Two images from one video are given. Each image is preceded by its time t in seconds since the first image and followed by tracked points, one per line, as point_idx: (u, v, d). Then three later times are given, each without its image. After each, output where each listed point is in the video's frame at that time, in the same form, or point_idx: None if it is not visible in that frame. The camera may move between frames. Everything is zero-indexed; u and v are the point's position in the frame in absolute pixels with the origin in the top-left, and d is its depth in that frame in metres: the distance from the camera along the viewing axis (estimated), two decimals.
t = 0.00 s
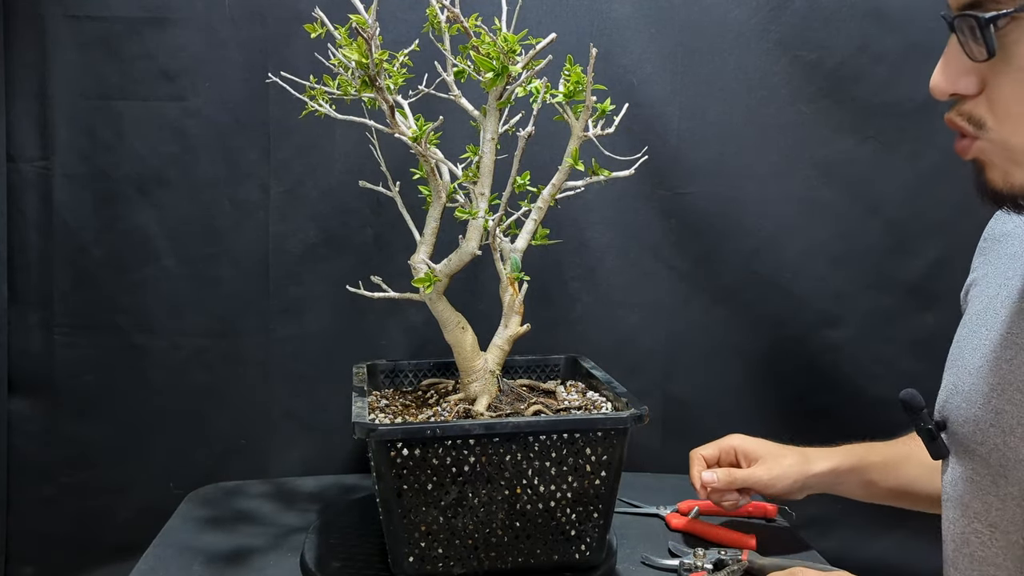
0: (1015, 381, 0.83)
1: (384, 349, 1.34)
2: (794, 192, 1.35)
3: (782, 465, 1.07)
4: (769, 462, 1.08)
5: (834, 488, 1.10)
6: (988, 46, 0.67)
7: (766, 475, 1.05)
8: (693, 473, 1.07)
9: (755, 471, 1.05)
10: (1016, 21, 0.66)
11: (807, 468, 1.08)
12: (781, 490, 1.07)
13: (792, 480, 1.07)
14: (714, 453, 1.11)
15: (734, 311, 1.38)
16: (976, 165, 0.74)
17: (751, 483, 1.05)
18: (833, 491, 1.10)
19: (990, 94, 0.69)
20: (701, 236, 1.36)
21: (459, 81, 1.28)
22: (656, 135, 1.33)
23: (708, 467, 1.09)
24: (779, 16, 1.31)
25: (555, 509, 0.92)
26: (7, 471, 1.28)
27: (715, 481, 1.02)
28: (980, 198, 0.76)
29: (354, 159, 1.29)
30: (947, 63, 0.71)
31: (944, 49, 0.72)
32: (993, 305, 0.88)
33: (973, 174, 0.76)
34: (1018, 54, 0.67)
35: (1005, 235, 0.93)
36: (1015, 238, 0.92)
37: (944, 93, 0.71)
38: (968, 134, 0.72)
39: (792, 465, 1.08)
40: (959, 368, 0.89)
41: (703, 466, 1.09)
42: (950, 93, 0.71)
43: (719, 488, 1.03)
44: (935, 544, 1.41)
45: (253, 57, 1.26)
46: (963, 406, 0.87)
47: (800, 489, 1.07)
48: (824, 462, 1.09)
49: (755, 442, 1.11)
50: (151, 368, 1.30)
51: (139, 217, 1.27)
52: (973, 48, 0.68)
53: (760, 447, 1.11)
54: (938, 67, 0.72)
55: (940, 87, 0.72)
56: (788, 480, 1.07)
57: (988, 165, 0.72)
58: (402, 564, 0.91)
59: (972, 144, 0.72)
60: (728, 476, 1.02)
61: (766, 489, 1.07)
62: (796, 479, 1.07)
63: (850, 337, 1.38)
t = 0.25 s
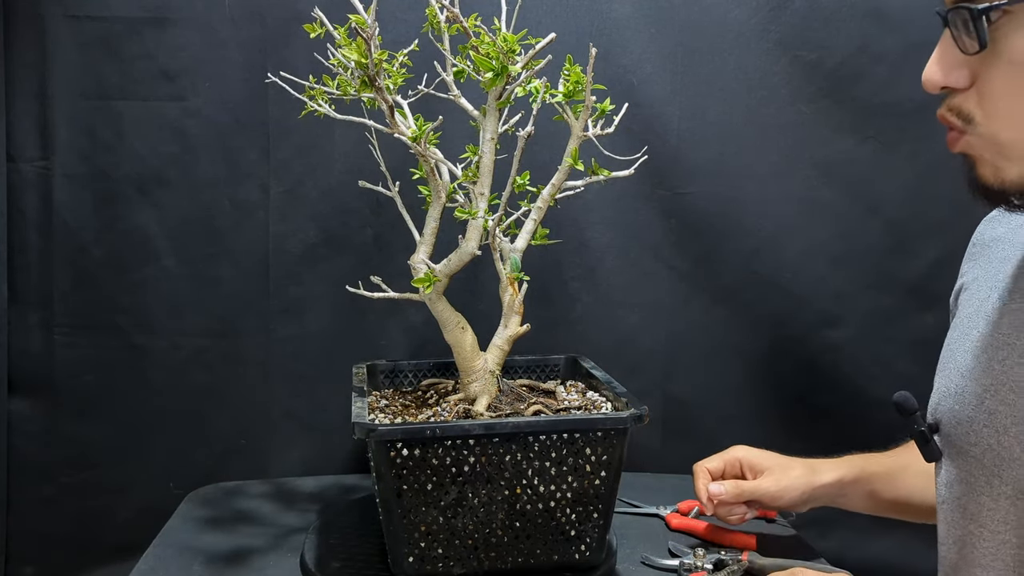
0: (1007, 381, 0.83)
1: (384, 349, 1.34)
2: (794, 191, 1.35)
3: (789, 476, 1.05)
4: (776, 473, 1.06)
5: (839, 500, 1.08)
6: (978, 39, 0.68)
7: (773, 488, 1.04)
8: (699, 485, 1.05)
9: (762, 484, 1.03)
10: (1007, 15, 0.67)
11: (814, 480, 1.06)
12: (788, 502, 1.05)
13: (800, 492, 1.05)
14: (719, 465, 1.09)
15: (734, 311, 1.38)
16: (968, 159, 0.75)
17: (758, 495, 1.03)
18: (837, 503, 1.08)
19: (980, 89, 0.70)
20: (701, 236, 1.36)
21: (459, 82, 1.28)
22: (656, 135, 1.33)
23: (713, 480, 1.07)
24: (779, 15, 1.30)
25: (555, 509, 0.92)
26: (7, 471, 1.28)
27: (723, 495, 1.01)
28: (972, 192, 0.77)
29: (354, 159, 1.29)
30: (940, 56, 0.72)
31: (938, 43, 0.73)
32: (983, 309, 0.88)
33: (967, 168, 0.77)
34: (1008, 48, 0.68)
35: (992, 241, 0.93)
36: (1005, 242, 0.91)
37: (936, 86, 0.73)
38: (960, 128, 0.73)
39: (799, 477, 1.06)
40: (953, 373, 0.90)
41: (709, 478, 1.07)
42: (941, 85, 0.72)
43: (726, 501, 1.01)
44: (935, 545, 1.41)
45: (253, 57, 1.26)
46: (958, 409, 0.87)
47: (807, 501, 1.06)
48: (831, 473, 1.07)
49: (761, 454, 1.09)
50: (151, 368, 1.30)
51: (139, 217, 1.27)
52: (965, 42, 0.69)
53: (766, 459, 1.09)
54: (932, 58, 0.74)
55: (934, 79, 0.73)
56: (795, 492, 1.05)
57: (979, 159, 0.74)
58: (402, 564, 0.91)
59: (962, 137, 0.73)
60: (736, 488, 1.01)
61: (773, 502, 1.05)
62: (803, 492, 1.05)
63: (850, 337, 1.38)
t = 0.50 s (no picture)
0: (973, 373, 0.82)
1: (384, 349, 1.34)
2: (794, 191, 1.35)
3: (790, 467, 1.05)
4: (777, 463, 1.05)
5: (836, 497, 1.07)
6: (942, 45, 0.69)
7: (773, 477, 1.03)
8: (701, 472, 1.04)
9: (764, 471, 1.03)
10: (967, 21, 0.68)
11: (814, 472, 1.05)
12: (786, 493, 1.04)
13: (798, 483, 1.04)
14: (721, 455, 1.08)
15: (734, 311, 1.38)
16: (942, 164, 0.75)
17: (759, 483, 1.03)
18: (833, 500, 1.07)
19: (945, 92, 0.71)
20: (701, 236, 1.36)
21: (459, 82, 1.28)
22: (656, 135, 1.33)
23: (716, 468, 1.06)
24: (779, 16, 1.30)
25: (555, 509, 0.92)
26: (7, 471, 1.28)
27: (726, 479, 1.01)
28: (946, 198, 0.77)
29: (354, 159, 1.30)
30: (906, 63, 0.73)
31: (906, 49, 0.74)
32: (953, 305, 0.88)
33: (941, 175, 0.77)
34: (968, 51, 0.68)
35: (967, 248, 0.94)
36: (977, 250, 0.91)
37: (902, 91, 0.74)
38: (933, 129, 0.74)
39: (799, 468, 1.05)
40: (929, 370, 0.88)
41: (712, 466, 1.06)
42: (907, 90, 0.73)
43: (730, 487, 1.02)
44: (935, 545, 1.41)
45: (253, 58, 1.26)
46: (931, 407, 0.86)
47: (802, 494, 1.05)
48: (829, 467, 1.06)
49: (763, 444, 1.09)
50: (151, 368, 1.30)
51: (139, 217, 1.27)
52: (930, 49, 0.71)
53: (769, 450, 1.09)
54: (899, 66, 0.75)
55: (901, 86, 0.74)
56: (794, 483, 1.04)
57: (947, 160, 0.73)
58: (402, 564, 0.91)
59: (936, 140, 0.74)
60: (740, 475, 1.01)
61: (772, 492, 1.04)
62: (801, 482, 1.04)
63: (850, 337, 1.38)
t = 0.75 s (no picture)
0: (948, 362, 0.83)
1: (384, 349, 1.34)
2: (795, 191, 1.35)
3: (795, 459, 1.05)
4: (783, 454, 1.05)
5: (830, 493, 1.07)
6: (908, 53, 0.72)
7: (779, 468, 1.03)
8: (708, 462, 1.04)
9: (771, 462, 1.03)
10: (931, 30, 0.70)
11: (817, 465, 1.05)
12: (788, 485, 1.05)
13: (801, 475, 1.04)
14: (729, 447, 1.06)
15: (734, 311, 1.38)
16: (909, 166, 0.78)
17: (764, 473, 1.03)
18: (829, 496, 1.07)
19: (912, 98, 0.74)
20: (701, 235, 1.36)
21: (459, 81, 1.28)
22: (656, 135, 1.33)
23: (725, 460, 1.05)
24: (779, 15, 1.30)
25: (555, 509, 0.92)
26: (7, 471, 1.28)
27: (732, 468, 1.02)
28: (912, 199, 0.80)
29: (354, 159, 1.30)
30: (874, 72, 0.77)
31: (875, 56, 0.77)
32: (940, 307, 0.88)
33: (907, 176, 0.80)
34: (931, 57, 0.71)
35: (959, 255, 0.94)
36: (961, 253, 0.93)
37: (872, 99, 0.77)
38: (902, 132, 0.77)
39: (802, 461, 1.05)
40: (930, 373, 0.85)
41: (718, 458, 1.04)
42: (876, 98, 0.77)
43: (737, 476, 1.03)
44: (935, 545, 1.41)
45: (253, 58, 1.26)
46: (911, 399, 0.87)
47: (804, 487, 1.05)
48: (831, 462, 1.06)
49: (769, 436, 1.07)
50: (151, 367, 1.30)
51: (139, 217, 1.27)
52: (897, 58, 0.74)
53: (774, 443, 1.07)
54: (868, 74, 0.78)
55: (869, 94, 0.77)
56: (797, 475, 1.04)
57: (914, 163, 0.77)
58: (402, 564, 0.91)
59: (909, 145, 0.77)
60: (748, 464, 1.03)
61: (775, 483, 1.04)
62: (804, 474, 1.04)
63: (850, 337, 1.38)
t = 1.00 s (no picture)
0: (954, 353, 0.82)
1: (384, 349, 1.34)
2: (795, 191, 1.35)
3: (810, 456, 1.02)
4: (798, 452, 1.02)
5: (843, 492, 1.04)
6: (922, 49, 0.72)
7: (796, 465, 1.01)
8: (723, 458, 1.01)
9: (787, 458, 1.00)
10: (943, 27, 0.71)
11: (831, 463, 1.03)
12: (802, 482, 1.02)
13: (815, 472, 1.01)
14: (743, 442, 1.03)
15: (734, 312, 1.38)
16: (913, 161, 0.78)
17: (780, 470, 1.00)
18: (840, 495, 1.04)
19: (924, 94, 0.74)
20: (701, 236, 1.36)
21: (459, 82, 1.28)
22: (656, 135, 1.33)
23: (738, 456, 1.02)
24: (779, 16, 1.30)
25: (555, 509, 0.92)
26: (7, 471, 1.28)
27: (748, 463, 0.99)
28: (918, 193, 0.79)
29: (354, 159, 1.30)
30: (887, 69, 0.77)
31: (887, 56, 0.77)
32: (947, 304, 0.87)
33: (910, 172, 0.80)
34: (945, 53, 0.71)
35: (969, 254, 0.93)
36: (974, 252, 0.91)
37: (884, 96, 0.77)
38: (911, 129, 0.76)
39: (816, 458, 1.02)
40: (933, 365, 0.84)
41: (733, 455, 1.01)
42: (888, 95, 0.76)
43: (752, 472, 1.00)
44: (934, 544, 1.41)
45: (253, 58, 1.26)
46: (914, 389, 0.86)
47: (817, 485, 1.02)
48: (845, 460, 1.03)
49: (783, 433, 1.04)
50: (151, 368, 1.30)
51: (139, 217, 1.27)
52: (909, 55, 0.74)
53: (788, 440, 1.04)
54: (880, 72, 0.78)
55: (882, 91, 0.77)
56: (812, 472, 1.01)
57: (925, 159, 0.76)
58: (402, 564, 0.91)
59: (915, 139, 0.76)
60: (763, 460, 1.00)
61: (790, 480, 1.02)
62: (819, 472, 1.01)
63: (850, 336, 1.38)
